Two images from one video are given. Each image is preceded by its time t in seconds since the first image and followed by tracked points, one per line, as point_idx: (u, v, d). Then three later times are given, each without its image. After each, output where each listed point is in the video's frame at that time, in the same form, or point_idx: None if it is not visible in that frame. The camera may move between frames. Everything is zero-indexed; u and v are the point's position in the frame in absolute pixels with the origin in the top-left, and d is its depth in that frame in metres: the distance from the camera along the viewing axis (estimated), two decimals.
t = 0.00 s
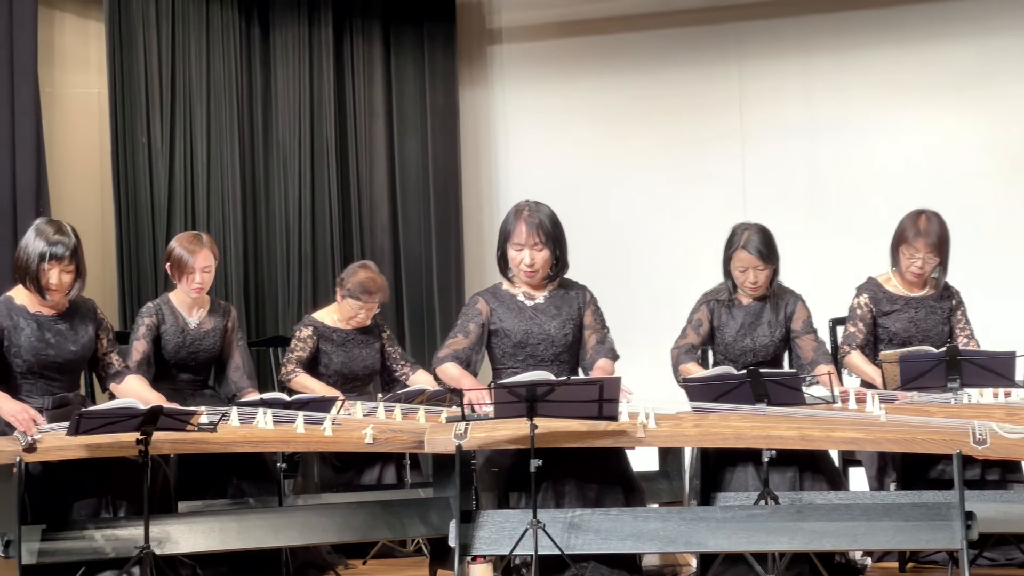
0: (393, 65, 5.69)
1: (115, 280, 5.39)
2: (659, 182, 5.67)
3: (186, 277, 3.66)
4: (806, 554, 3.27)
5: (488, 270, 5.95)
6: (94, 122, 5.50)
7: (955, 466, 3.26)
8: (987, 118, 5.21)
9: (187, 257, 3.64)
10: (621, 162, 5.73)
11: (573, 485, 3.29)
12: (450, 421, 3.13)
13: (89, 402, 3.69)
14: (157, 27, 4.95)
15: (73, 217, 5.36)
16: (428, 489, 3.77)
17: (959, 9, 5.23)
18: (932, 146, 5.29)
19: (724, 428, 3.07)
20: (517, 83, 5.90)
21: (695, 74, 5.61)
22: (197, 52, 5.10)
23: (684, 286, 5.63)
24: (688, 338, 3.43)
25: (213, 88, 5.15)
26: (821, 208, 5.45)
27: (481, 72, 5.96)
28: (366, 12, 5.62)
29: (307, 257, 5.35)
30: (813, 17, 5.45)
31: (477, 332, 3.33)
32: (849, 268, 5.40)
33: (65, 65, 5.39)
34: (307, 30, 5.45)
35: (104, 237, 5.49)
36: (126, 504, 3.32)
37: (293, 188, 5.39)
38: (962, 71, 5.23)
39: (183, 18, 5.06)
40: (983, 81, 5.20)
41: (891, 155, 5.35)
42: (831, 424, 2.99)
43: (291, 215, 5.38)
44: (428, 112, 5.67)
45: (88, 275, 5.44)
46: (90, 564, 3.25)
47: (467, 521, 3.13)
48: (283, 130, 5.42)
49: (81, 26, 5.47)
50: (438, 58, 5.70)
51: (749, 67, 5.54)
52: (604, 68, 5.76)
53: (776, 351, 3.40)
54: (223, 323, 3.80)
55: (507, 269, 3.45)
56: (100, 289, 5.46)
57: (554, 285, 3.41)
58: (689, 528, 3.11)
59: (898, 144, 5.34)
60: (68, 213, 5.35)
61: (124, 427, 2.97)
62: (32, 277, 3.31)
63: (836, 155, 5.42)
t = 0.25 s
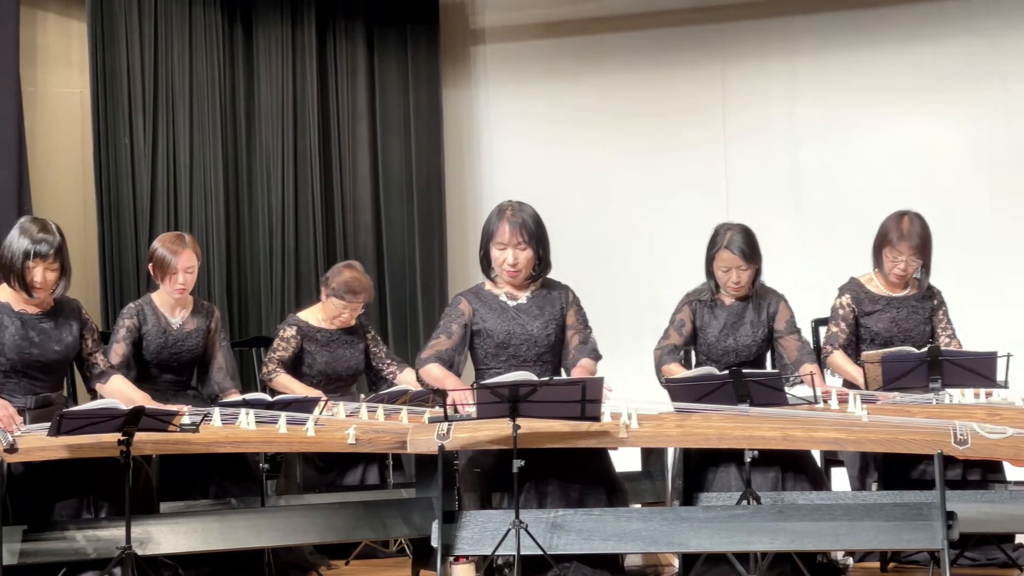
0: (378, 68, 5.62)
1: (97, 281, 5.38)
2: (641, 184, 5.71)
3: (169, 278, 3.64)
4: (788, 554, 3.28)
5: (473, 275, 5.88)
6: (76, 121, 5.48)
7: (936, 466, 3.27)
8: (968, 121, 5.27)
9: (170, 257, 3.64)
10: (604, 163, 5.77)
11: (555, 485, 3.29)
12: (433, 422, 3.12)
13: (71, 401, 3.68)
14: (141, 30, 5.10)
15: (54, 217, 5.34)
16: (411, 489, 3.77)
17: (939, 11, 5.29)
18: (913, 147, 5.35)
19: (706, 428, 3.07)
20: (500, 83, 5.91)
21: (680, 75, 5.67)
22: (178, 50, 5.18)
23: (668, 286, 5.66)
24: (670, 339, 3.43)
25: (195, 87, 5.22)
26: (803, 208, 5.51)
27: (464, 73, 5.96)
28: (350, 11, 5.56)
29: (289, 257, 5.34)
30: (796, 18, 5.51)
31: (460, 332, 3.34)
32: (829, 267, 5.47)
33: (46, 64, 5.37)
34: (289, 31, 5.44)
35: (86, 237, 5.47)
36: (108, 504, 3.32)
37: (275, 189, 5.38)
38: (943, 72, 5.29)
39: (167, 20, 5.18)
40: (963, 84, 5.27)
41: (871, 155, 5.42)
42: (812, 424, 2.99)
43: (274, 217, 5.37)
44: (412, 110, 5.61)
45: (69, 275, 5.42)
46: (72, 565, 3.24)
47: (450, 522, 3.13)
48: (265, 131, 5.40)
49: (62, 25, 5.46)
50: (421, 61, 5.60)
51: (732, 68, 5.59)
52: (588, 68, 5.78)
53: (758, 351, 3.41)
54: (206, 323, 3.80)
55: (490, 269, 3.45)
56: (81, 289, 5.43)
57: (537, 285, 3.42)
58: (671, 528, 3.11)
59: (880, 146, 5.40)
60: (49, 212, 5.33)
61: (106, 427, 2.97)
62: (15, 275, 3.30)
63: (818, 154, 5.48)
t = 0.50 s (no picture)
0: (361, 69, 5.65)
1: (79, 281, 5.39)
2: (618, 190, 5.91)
3: (151, 278, 3.65)
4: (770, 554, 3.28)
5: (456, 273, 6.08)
6: (59, 119, 5.49)
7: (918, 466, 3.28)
8: (944, 118, 5.48)
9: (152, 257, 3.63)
10: (583, 161, 5.96)
11: (537, 485, 3.29)
12: (415, 422, 3.12)
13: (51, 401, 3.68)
14: (124, 32, 5.11)
15: (37, 216, 5.35)
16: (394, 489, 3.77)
17: (913, 14, 5.51)
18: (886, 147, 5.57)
19: (688, 428, 3.07)
20: (482, 83, 6.10)
21: (661, 75, 5.86)
22: (162, 49, 5.20)
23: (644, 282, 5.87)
24: (653, 339, 3.42)
25: (179, 89, 5.25)
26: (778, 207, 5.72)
27: (446, 74, 6.15)
28: (334, 12, 5.62)
29: (272, 257, 5.39)
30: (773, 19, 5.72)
31: (442, 333, 3.33)
32: (798, 257, 5.69)
33: (29, 62, 5.37)
34: (272, 33, 5.45)
35: (69, 236, 5.48)
36: (89, 505, 3.31)
37: (258, 189, 5.41)
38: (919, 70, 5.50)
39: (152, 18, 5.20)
40: (939, 85, 5.48)
41: (841, 153, 5.64)
42: (794, 424, 3.00)
43: (257, 217, 5.40)
44: (395, 110, 5.66)
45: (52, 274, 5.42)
46: (53, 566, 3.23)
47: (432, 522, 3.13)
48: (249, 131, 5.43)
49: (44, 23, 5.46)
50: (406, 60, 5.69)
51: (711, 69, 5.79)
52: (570, 70, 5.98)
53: (741, 352, 3.41)
54: (188, 323, 3.79)
55: (473, 270, 3.45)
56: (64, 288, 5.43)
57: (519, 286, 3.42)
58: (653, 529, 3.12)
59: (853, 146, 5.63)
60: (32, 210, 5.34)
61: (87, 428, 2.96)
62: None
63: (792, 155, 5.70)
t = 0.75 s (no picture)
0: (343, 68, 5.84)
1: (61, 281, 5.37)
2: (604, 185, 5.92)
3: (132, 278, 3.64)
4: (751, 554, 3.29)
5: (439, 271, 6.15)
6: (40, 120, 5.49)
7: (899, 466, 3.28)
8: (925, 123, 5.50)
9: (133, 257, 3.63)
10: (569, 161, 5.98)
11: (519, 486, 3.29)
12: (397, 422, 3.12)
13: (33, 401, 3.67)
14: (104, 30, 4.94)
15: (18, 216, 5.34)
16: (376, 490, 3.77)
17: (896, 14, 5.55)
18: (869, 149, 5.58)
19: (671, 429, 3.07)
20: (465, 83, 6.14)
21: (646, 75, 5.87)
22: (144, 46, 5.10)
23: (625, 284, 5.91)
24: (636, 340, 3.43)
25: (161, 85, 5.16)
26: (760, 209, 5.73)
27: (430, 74, 6.18)
28: (316, 13, 5.77)
29: (255, 257, 5.42)
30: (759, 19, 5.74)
31: (424, 333, 3.33)
32: (787, 262, 5.70)
33: (10, 62, 5.35)
34: (255, 32, 5.54)
35: (50, 236, 5.47)
36: (71, 507, 3.35)
37: (241, 189, 5.43)
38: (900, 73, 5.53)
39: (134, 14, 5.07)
40: (919, 87, 5.51)
41: (825, 155, 5.64)
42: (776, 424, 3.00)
43: (240, 217, 5.41)
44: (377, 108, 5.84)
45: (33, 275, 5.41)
46: (34, 567, 3.22)
47: (414, 523, 3.13)
48: (232, 131, 5.44)
49: (26, 23, 5.44)
50: (387, 59, 5.85)
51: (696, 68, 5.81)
52: (554, 69, 6.01)
53: (723, 353, 3.41)
54: (170, 323, 3.79)
55: (456, 270, 3.45)
56: (45, 289, 5.42)
57: (502, 286, 3.42)
58: (635, 529, 3.11)
59: (836, 148, 5.64)
60: (12, 211, 5.33)
61: (69, 428, 2.95)
62: None
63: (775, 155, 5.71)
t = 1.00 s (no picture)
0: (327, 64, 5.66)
1: (43, 281, 5.36)
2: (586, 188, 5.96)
3: (113, 278, 3.64)
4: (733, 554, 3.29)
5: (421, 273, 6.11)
6: (21, 119, 5.48)
7: (881, 466, 3.29)
8: (908, 124, 5.54)
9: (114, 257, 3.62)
10: (553, 161, 6.02)
11: (502, 486, 3.29)
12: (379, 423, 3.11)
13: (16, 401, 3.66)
14: (87, 31, 5.09)
15: None
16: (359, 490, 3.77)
17: (878, 15, 5.58)
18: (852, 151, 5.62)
19: (653, 429, 3.07)
20: (449, 83, 6.16)
21: (630, 76, 5.91)
22: (126, 48, 5.19)
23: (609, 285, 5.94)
24: (619, 341, 3.42)
25: (143, 89, 5.24)
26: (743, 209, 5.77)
27: (413, 74, 6.20)
28: (299, 12, 5.63)
29: (238, 256, 5.41)
30: (743, 20, 5.78)
31: (408, 334, 3.33)
32: (769, 263, 5.74)
33: None
34: (238, 33, 5.49)
35: (32, 236, 5.46)
36: (52, 507, 3.30)
37: (223, 190, 5.43)
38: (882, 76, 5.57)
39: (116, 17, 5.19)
40: (902, 88, 5.54)
41: (807, 155, 5.68)
42: (758, 424, 3.00)
43: (223, 219, 5.42)
44: (360, 112, 5.66)
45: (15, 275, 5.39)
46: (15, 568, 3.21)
47: (397, 523, 3.13)
48: (215, 132, 5.43)
49: (7, 22, 5.43)
50: (371, 59, 5.68)
51: (679, 68, 5.85)
52: (538, 69, 6.05)
53: (706, 353, 3.41)
54: (151, 323, 3.80)
55: (440, 270, 3.44)
56: (26, 289, 5.40)
57: (486, 287, 3.41)
58: (618, 529, 3.12)
59: (821, 148, 5.66)
60: None
61: (50, 429, 2.94)
62: None
63: (759, 155, 5.75)
